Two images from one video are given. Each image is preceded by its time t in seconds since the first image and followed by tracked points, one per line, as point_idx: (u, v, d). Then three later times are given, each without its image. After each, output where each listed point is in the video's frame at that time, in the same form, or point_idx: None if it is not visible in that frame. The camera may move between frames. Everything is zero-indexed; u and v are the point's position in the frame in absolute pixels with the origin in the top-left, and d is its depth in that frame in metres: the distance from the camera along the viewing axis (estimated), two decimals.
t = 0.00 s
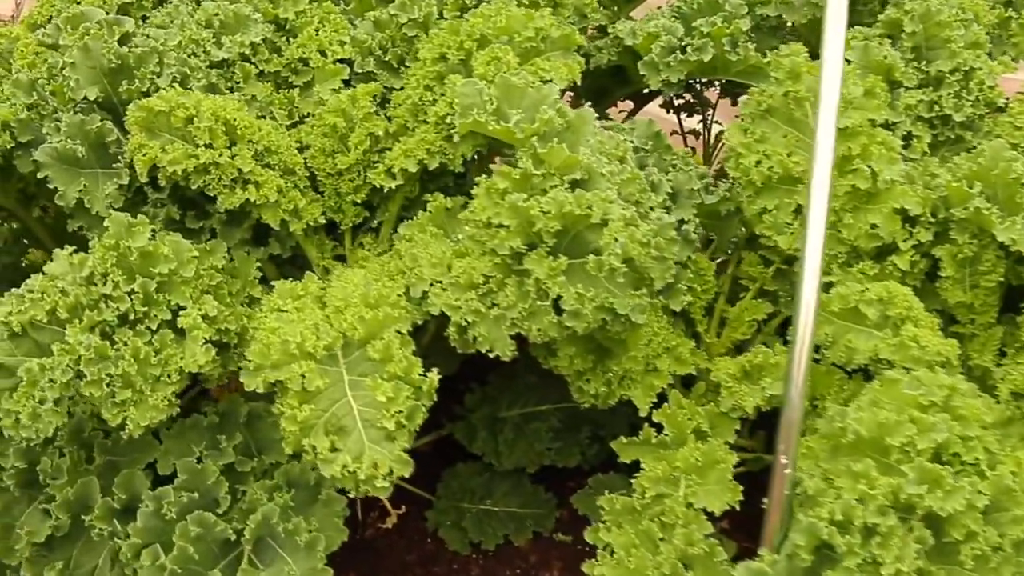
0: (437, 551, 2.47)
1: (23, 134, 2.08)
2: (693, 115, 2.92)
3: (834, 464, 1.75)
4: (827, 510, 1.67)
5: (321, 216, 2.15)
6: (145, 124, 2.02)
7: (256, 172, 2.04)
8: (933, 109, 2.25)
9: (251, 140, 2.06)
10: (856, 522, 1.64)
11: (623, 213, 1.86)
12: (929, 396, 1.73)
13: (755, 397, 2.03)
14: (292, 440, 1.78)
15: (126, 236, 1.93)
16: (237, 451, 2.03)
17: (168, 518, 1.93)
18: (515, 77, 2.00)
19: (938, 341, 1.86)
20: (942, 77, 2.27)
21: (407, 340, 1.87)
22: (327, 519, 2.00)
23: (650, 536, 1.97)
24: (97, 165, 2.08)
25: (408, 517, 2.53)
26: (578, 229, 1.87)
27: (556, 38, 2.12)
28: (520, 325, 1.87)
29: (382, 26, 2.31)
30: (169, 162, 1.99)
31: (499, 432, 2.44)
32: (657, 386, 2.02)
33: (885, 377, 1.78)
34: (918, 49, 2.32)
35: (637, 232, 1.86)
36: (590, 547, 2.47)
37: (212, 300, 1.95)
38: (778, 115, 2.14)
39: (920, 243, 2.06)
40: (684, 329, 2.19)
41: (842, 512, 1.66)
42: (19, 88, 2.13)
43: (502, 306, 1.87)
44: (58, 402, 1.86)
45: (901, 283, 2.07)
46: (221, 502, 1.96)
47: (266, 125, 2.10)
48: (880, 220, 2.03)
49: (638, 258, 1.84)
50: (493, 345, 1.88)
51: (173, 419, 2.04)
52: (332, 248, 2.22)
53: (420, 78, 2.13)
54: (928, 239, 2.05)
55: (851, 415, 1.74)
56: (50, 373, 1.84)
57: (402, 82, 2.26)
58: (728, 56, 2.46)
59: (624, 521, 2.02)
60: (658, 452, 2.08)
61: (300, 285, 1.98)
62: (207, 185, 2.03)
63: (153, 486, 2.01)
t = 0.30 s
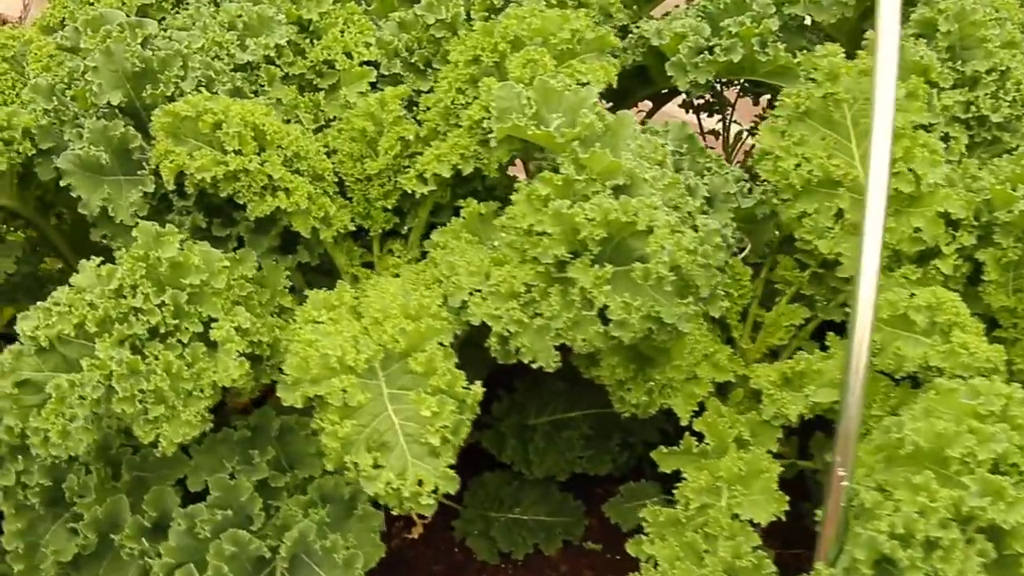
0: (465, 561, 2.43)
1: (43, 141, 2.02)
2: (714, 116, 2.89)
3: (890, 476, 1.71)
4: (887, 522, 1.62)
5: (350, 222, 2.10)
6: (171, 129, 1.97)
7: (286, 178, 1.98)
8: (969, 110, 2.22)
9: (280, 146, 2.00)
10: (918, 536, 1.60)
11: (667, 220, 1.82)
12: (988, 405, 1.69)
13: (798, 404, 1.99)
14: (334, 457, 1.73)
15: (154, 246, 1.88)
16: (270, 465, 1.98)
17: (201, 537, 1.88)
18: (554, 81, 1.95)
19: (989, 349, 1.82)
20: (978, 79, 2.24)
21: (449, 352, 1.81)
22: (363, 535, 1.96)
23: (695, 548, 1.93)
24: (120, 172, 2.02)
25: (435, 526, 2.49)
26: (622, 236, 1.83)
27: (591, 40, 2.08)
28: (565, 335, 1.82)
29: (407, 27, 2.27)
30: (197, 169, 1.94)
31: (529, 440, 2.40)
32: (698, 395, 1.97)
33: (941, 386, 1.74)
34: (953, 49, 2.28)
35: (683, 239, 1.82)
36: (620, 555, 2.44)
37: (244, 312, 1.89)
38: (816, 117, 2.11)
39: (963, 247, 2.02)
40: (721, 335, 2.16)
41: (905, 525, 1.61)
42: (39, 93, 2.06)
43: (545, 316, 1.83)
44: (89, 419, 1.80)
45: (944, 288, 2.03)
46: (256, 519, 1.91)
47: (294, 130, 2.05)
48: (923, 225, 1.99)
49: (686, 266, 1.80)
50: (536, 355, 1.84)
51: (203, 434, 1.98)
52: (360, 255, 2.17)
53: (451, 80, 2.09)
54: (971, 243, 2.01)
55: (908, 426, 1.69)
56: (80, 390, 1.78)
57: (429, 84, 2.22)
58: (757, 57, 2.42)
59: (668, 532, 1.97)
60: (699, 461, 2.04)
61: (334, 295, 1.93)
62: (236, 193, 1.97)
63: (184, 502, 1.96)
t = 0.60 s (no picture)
0: (498, 570, 2.39)
1: (70, 149, 1.95)
2: (731, 118, 2.85)
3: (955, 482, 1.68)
4: (958, 530, 1.60)
5: (386, 229, 2.05)
6: (204, 136, 1.91)
7: (324, 185, 1.93)
8: (1008, 109, 2.20)
9: (316, 152, 1.95)
10: (991, 544, 1.58)
11: (721, 225, 1.79)
12: None
13: (848, 408, 1.97)
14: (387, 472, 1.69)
15: (192, 256, 1.82)
16: (311, 479, 1.93)
17: (244, 554, 1.83)
18: (600, 83, 1.91)
19: None
20: (1016, 77, 2.22)
21: (501, 361, 1.76)
22: (409, 549, 1.92)
23: (747, 556, 1.90)
24: (150, 180, 1.97)
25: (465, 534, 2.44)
26: (675, 240, 1.79)
27: (631, 40, 2.04)
28: (618, 342, 1.78)
29: (435, 28, 2.22)
30: (233, 176, 1.88)
31: (561, 446, 2.34)
32: (745, 400, 1.93)
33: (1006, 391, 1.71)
34: (987, 47, 2.27)
35: (738, 244, 1.79)
36: (654, 562, 2.40)
37: (286, 323, 1.84)
38: (858, 118, 2.09)
39: (1011, 248, 2.00)
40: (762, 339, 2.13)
41: (977, 533, 1.59)
42: (64, 98, 1.99)
43: (597, 323, 1.79)
44: (130, 437, 1.74)
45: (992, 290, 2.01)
46: (299, 535, 1.86)
47: (329, 134, 2.00)
48: (971, 225, 1.97)
49: (741, 271, 1.77)
50: (588, 364, 1.80)
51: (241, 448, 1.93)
52: (395, 261, 2.12)
53: (489, 83, 2.05)
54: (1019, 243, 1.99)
55: (975, 433, 1.67)
56: (121, 406, 1.73)
57: (461, 87, 2.17)
58: (788, 56, 2.38)
59: (718, 540, 1.94)
60: (746, 467, 2.01)
61: (376, 304, 1.88)
62: (274, 200, 1.92)
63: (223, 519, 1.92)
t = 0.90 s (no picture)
0: None
1: (102, 154, 1.91)
2: (748, 114, 2.77)
3: None
4: None
5: (425, 233, 2.00)
6: (243, 140, 1.86)
7: (366, 189, 1.88)
8: None
9: (357, 156, 1.90)
10: None
11: (777, 227, 1.77)
12: None
13: (898, 409, 1.95)
14: (447, 484, 1.65)
15: (237, 264, 1.77)
16: (357, 491, 1.88)
17: (293, 569, 1.79)
18: (648, 83, 1.88)
19: None
20: None
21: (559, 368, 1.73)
22: (457, 559, 1.88)
23: (800, 560, 1.88)
24: (184, 185, 1.92)
25: (497, 540, 2.41)
26: (730, 242, 1.78)
27: (671, 39, 2.00)
28: (674, 346, 1.76)
29: (465, 28, 2.19)
30: (274, 181, 1.84)
31: (596, 450, 2.33)
32: (795, 402, 1.90)
33: None
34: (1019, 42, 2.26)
35: (795, 245, 1.77)
36: (689, 565, 2.38)
37: (332, 331, 1.80)
38: (901, 116, 2.07)
39: None
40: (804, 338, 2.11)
41: None
42: (93, 102, 1.96)
43: (653, 328, 1.76)
44: (179, 452, 1.69)
45: None
46: (349, 548, 1.82)
47: (367, 137, 1.95)
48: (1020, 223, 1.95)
49: (800, 273, 1.75)
50: (644, 369, 1.77)
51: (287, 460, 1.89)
52: (432, 265, 2.08)
53: (528, 83, 2.01)
54: None
55: None
56: (169, 421, 1.68)
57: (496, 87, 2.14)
58: (817, 52, 2.35)
59: (770, 544, 1.92)
60: (794, 469, 1.99)
61: (424, 311, 1.83)
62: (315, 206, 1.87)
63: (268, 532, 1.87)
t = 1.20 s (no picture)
0: None
1: (135, 158, 1.87)
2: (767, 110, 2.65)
3: None
4: None
5: (463, 233, 1.97)
6: (280, 141, 1.82)
7: (407, 191, 1.84)
8: None
9: (396, 157, 1.86)
10: None
11: (829, 222, 1.75)
12: None
13: (944, 405, 1.95)
14: (506, 489, 1.62)
15: (281, 269, 1.74)
16: (404, 497, 1.85)
17: None
18: (693, 80, 1.86)
19: None
20: None
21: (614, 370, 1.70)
22: (506, 566, 1.84)
23: (850, 559, 1.86)
24: (219, 190, 1.87)
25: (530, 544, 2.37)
26: (781, 239, 1.76)
27: (711, 33, 1.99)
28: (728, 346, 1.74)
29: (494, 25, 2.16)
30: (314, 183, 1.80)
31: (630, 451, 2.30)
32: (840, 400, 1.88)
33: None
34: None
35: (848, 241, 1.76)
36: (722, 564, 2.35)
37: (380, 336, 1.77)
38: (939, 109, 2.09)
39: None
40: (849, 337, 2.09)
41: None
42: (124, 105, 1.91)
43: (706, 328, 1.74)
44: (228, 462, 1.65)
45: None
46: (398, 557, 1.78)
47: (404, 137, 1.90)
48: None
49: (855, 270, 1.75)
50: (697, 369, 1.75)
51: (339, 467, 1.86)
52: (468, 267, 2.05)
53: (565, 81, 1.98)
54: None
55: None
56: (219, 430, 1.64)
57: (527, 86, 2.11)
58: (844, 46, 2.34)
59: (819, 543, 1.91)
60: (838, 467, 1.98)
61: (470, 313, 1.80)
62: (356, 208, 1.84)
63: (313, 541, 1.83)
